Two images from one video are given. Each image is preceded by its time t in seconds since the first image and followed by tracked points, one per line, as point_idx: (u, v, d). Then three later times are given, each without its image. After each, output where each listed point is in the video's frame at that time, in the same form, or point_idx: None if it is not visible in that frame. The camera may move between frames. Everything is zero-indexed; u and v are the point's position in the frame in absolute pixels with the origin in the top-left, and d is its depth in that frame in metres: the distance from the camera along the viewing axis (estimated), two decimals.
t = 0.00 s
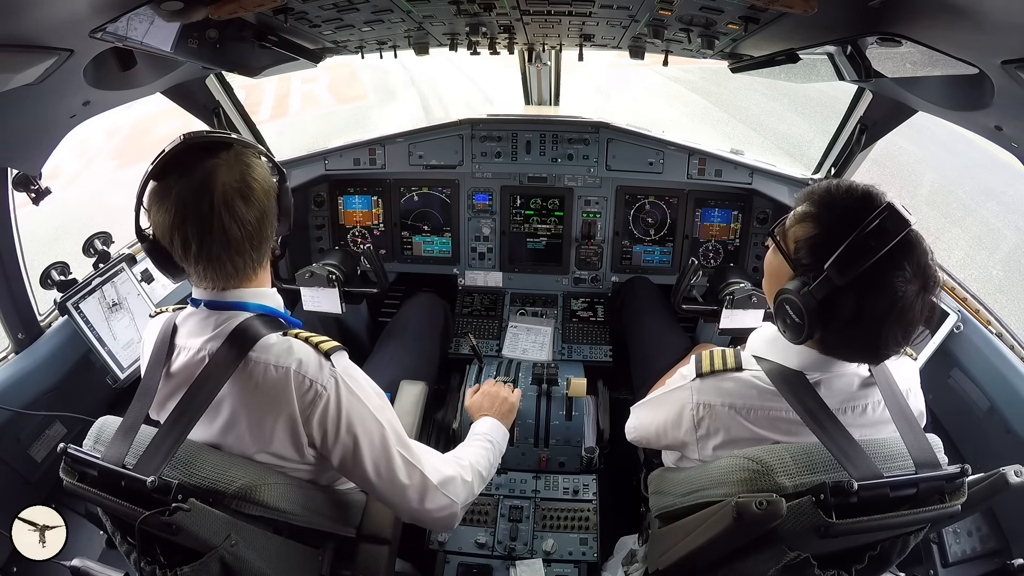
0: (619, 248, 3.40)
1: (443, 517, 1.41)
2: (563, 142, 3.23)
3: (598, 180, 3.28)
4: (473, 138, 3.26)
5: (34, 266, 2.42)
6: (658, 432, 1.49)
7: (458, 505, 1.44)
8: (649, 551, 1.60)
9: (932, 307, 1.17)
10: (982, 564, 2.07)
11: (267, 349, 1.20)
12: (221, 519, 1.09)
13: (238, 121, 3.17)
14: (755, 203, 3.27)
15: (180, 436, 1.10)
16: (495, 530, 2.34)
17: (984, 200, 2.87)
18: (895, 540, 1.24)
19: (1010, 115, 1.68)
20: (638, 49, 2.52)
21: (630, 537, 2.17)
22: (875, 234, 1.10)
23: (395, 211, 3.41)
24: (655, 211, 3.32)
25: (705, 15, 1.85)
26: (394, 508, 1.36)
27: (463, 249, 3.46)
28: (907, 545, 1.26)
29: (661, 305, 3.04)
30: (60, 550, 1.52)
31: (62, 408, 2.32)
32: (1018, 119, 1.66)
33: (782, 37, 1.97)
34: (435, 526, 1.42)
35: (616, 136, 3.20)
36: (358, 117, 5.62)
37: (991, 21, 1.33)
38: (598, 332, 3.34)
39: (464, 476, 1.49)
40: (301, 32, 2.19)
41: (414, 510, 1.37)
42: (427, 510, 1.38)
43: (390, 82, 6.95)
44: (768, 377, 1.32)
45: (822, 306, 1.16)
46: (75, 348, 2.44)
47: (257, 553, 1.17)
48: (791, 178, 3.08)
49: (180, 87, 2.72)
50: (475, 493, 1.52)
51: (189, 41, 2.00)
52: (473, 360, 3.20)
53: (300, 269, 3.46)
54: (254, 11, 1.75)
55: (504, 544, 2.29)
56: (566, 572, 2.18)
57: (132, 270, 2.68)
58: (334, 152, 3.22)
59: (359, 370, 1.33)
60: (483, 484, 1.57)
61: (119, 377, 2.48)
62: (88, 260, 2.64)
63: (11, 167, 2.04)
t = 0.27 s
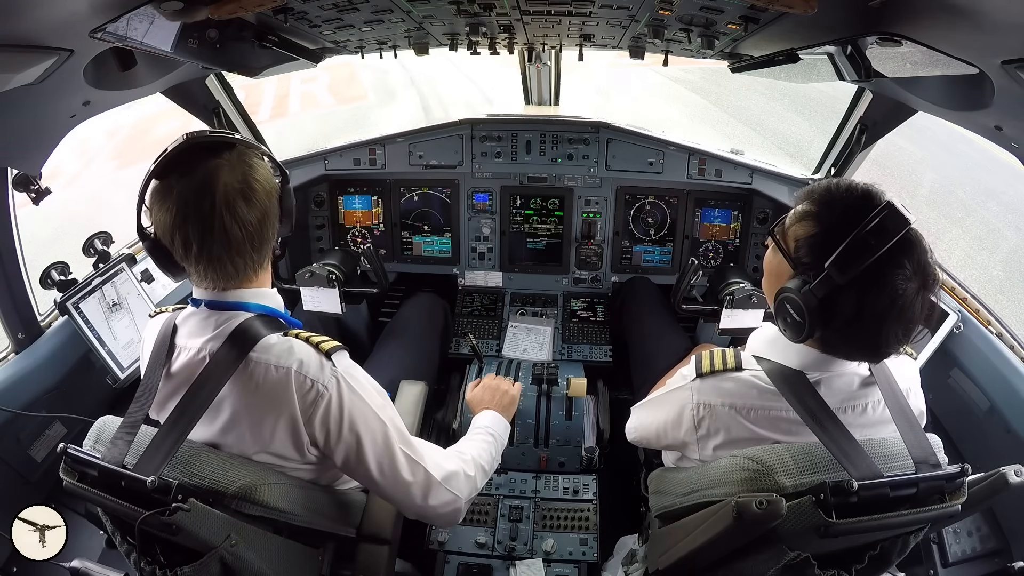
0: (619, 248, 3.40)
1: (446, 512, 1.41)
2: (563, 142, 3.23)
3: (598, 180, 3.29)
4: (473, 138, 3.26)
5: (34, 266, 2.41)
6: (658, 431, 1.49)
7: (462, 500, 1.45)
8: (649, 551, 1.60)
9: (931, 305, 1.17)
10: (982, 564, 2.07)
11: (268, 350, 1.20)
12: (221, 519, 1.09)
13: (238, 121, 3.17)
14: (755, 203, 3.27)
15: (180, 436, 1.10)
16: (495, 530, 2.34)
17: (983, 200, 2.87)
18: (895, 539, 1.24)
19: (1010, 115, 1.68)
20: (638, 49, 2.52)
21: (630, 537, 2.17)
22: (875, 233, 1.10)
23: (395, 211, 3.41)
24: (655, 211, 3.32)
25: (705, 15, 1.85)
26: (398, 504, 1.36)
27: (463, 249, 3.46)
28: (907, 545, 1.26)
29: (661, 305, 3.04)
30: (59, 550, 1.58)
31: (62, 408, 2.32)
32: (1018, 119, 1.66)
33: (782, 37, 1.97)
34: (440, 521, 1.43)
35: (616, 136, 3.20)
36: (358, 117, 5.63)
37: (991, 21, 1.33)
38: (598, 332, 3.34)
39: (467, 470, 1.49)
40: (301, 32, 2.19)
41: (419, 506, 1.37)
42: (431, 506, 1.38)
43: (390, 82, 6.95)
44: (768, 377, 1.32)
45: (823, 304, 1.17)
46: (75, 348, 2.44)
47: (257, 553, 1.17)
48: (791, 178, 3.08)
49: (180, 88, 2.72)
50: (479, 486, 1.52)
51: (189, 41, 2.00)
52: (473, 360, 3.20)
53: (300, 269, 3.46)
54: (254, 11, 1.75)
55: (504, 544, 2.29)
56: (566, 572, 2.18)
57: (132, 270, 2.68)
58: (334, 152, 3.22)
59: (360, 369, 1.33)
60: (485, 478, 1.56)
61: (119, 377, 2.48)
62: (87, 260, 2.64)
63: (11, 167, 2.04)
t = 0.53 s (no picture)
0: (619, 248, 3.40)
1: (449, 510, 1.41)
2: (563, 142, 3.23)
3: (598, 180, 3.29)
4: (473, 138, 3.26)
5: (34, 266, 2.41)
6: (658, 431, 1.49)
7: (465, 500, 1.45)
8: (649, 551, 1.60)
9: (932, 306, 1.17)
10: (982, 564, 2.07)
11: (269, 350, 1.20)
12: (221, 519, 1.09)
13: (238, 121, 3.17)
14: (755, 203, 3.27)
15: (180, 435, 1.10)
16: (495, 530, 2.34)
17: (984, 201, 2.87)
18: (895, 540, 1.24)
19: (1010, 115, 1.68)
20: (638, 49, 2.52)
21: (630, 537, 2.17)
22: (877, 233, 1.10)
23: (395, 211, 3.41)
24: (655, 211, 3.32)
25: (705, 15, 1.85)
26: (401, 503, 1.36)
27: (463, 249, 3.46)
28: (906, 545, 1.26)
29: (661, 305, 3.04)
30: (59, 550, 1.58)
31: (62, 408, 2.32)
32: (1018, 119, 1.66)
33: (782, 37, 1.97)
34: (442, 520, 1.43)
35: (616, 136, 3.20)
36: (358, 117, 5.63)
37: (991, 21, 1.33)
38: (598, 332, 3.34)
39: (468, 468, 1.49)
40: (301, 32, 2.19)
41: (421, 506, 1.37)
42: (433, 505, 1.38)
43: (390, 82, 6.95)
44: (769, 377, 1.32)
45: (825, 304, 1.17)
46: (75, 348, 2.43)
47: (257, 553, 1.17)
48: (791, 178, 3.08)
49: (180, 87, 2.72)
50: (480, 484, 1.52)
51: (189, 41, 2.00)
52: (473, 360, 3.20)
53: (300, 269, 3.46)
54: (255, 11, 1.75)
55: (504, 544, 2.29)
56: (566, 572, 2.17)
57: (132, 270, 2.68)
58: (334, 152, 3.22)
59: (361, 369, 1.33)
60: (486, 474, 1.55)
61: (119, 377, 2.48)
62: (87, 260, 2.64)
63: (11, 167, 2.04)
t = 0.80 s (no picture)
0: (619, 248, 3.40)
1: (448, 508, 1.41)
2: (563, 142, 3.23)
3: (598, 180, 3.28)
4: (473, 138, 3.26)
5: (34, 266, 2.41)
6: (658, 431, 1.49)
7: (464, 498, 1.45)
8: (649, 551, 1.60)
9: (931, 307, 1.17)
10: (982, 564, 2.07)
11: (268, 350, 1.20)
12: (221, 519, 1.09)
13: (238, 121, 3.17)
14: (755, 203, 3.27)
15: (180, 435, 1.10)
16: (495, 529, 2.34)
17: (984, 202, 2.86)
18: (895, 540, 1.24)
19: (1010, 115, 1.68)
20: (638, 49, 2.52)
21: (630, 537, 2.17)
22: (877, 233, 1.10)
23: (395, 211, 3.41)
24: (655, 211, 3.32)
25: (705, 15, 1.85)
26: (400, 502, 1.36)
27: (463, 249, 3.46)
28: (906, 545, 1.26)
29: (661, 305, 3.04)
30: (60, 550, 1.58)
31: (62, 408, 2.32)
32: (1018, 119, 1.66)
33: (782, 37, 1.97)
34: (442, 517, 1.43)
35: (616, 136, 3.19)
36: (358, 118, 5.64)
37: (991, 21, 1.33)
38: (598, 332, 3.34)
39: (468, 466, 1.49)
40: (301, 32, 2.19)
41: (421, 504, 1.37)
42: (433, 503, 1.38)
43: (390, 82, 6.95)
44: (768, 377, 1.32)
45: (824, 305, 1.17)
46: (75, 348, 2.43)
47: (257, 553, 1.17)
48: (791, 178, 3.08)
49: (180, 88, 2.72)
50: (480, 482, 1.52)
51: (189, 41, 2.00)
52: (473, 360, 3.20)
53: (300, 269, 3.46)
54: (255, 11, 1.75)
55: (504, 544, 2.29)
56: (566, 572, 2.17)
57: (132, 270, 2.68)
58: (334, 152, 3.22)
59: (360, 368, 1.33)
60: (486, 473, 1.55)
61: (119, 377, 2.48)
62: (87, 260, 2.64)
63: (11, 167, 2.04)
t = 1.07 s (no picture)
0: (618, 248, 3.40)
1: (448, 507, 1.41)
2: (564, 142, 3.23)
3: (598, 180, 3.28)
4: (473, 138, 3.26)
5: (34, 266, 2.41)
6: (657, 431, 1.49)
7: (464, 496, 1.45)
8: (649, 551, 1.60)
9: (929, 308, 1.17)
10: (982, 564, 2.07)
11: (267, 350, 1.20)
12: (221, 520, 1.09)
13: (238, 121, 3.17)
14: (755, 203, 3.27)
15: (179, 435, 1.10)
16: (495, 529, 2.34)
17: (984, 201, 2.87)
18: (895, 540, 1.24)
19: (1010, 115, 1.68)
20: (638, 49, 2.52)
21: (630, 537, 2.17)
22: (876, 235, 1.10)
23: (395, 211, 3.41)
24: (655, 211, 3.32)
25: (705, 15, 1.85)
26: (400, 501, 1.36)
27: (463, 249, 3.46)
28: (906, 545, 1.26)
29: (661, 304, 3.04)
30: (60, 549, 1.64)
31: (62, 408, 2.32)
32: (1018, 119, 1.66)
33: (783, 37, 1.97)
34: (442, 516, 1.43)
35: (616, 136, 3.19)
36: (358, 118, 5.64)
37: (991, 21, 1.33)
38: (598, 332, 3.34)
39: (468, 465, 1.49)
40: (301, 32, 2.19)
41: (420, 502, 1.37)
42: (433, 502, 1.38)
43: (389, 83, 6.96)
44: (767, 377, 1.32)
45: (823, 307, 1.16)
46: (75, 348, 2.43)
47: (257, 553, 1.17)
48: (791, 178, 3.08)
49: (180, 87, 2.72)
50: (479, 481, 1.52)
51: (189, 41, 2.00)
52: (473, 360, 3.20)
53: (300, 269, 3.46)
54: (255, 11, 1.75)
55: (504, 544, 2.29)
56: (566, 572, 2.17)
57: (132, 270, 2.68)
58: (334, 152, 3.22)
59: (359, 368, 1.33)
60: (485, 472, 1.55)
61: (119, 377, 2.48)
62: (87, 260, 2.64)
63: (11, 167, 2.04)
